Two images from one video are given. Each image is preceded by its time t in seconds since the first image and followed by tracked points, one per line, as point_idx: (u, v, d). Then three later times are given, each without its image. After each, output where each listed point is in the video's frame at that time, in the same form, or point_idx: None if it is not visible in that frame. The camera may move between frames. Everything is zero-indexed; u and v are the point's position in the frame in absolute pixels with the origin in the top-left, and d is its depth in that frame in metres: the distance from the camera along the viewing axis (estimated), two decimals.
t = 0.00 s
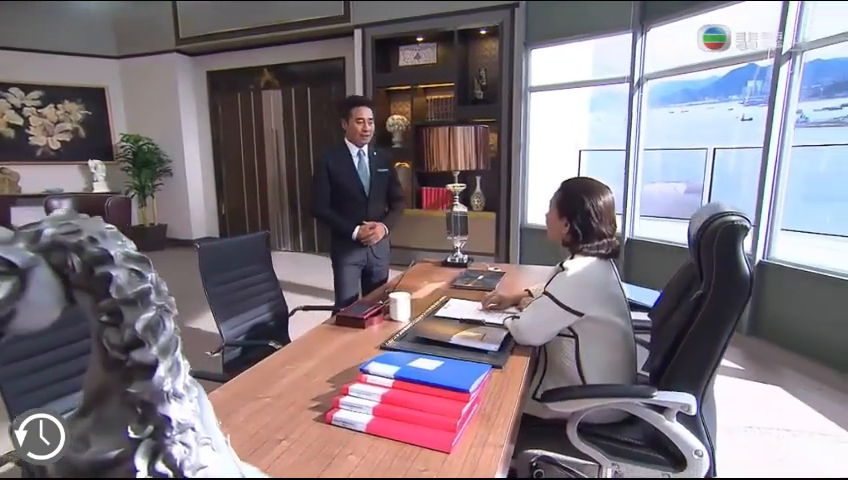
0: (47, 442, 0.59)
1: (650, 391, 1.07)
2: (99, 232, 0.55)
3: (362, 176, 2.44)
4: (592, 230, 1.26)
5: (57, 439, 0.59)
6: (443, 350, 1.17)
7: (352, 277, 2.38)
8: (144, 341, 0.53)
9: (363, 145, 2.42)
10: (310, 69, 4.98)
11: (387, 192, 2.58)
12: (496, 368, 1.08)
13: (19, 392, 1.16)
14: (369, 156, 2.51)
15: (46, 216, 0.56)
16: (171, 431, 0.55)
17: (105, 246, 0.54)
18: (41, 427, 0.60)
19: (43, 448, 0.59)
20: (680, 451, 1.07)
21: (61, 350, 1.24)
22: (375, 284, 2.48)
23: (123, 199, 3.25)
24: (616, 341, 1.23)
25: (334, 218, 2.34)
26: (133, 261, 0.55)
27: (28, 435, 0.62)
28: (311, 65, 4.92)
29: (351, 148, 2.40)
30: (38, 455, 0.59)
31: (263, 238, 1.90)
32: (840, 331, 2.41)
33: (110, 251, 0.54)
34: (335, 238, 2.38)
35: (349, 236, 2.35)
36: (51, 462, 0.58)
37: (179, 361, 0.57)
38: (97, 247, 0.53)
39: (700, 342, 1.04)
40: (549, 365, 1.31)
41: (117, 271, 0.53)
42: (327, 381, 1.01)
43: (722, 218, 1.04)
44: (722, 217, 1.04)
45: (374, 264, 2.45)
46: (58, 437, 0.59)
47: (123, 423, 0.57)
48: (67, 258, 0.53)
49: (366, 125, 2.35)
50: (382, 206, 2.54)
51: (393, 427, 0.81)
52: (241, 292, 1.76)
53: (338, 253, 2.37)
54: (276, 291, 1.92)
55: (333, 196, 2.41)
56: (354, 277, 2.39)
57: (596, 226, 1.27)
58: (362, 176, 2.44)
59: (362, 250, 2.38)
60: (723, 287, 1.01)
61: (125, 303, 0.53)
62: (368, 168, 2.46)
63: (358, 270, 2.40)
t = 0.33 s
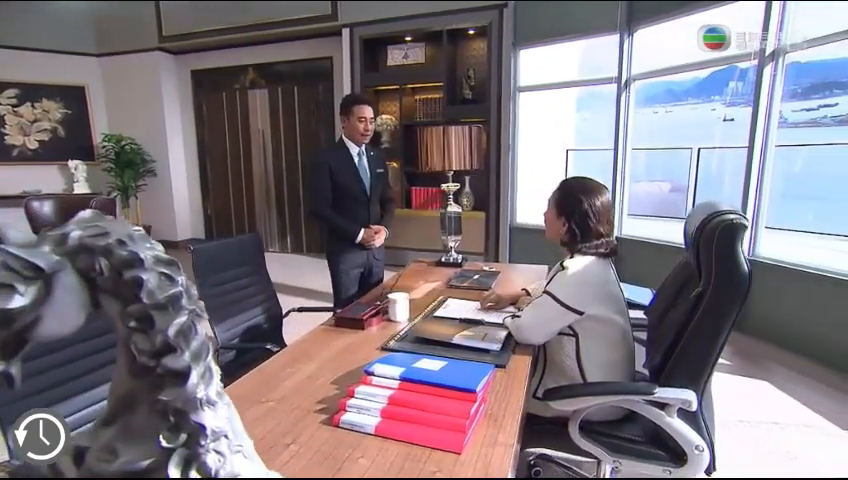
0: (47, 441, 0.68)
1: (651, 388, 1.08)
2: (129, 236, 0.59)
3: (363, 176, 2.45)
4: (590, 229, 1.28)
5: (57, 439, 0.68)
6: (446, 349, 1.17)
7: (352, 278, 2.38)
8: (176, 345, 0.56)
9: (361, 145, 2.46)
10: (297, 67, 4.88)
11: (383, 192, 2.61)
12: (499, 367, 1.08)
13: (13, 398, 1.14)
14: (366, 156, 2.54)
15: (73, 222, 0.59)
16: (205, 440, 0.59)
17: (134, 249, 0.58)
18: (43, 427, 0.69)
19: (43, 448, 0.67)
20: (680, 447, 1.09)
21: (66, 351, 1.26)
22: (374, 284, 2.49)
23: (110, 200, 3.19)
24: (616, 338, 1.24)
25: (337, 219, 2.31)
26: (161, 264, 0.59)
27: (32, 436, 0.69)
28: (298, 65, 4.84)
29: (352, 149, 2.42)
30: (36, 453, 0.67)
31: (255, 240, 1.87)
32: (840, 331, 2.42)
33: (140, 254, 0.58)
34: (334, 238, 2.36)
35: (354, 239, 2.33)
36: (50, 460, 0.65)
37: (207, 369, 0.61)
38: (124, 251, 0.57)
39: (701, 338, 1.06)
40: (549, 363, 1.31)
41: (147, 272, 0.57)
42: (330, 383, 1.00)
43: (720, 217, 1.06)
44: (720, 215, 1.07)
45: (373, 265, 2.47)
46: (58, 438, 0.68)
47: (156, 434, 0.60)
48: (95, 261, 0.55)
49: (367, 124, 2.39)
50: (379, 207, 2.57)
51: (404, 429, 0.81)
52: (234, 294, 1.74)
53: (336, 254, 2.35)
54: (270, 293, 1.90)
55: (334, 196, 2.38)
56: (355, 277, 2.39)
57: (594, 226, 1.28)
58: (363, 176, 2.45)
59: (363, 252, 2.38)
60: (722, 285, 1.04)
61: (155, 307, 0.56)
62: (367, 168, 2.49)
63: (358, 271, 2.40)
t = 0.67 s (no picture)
0: (48, 441, 0.68)
1: (653, 385, 1.09)
2: (164, 238, 0.57)
3: (357, 174, 2.42)
4: (590, 229, 1.28)
5: (57, 440, 0.68)
6: (449, 350, 1.17)
7: (347, 279, 2.37)
8: (213, 352, 0.54)
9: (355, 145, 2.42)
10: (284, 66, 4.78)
11: (378, 191, 2.58)
12: (503, 367, 1.08)
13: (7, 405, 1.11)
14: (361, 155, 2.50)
15: (104, 224, 0.57)
16: (242, 448, 0.58)
17: (167, 251, 0.55)
18: (42, 428, 0.69)
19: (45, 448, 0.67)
20: (682, 443, 1.10)
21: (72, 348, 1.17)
22: (369, 285, 2.48)
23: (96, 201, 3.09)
24: (616, 337, 1.25)
25: (333, 220, 2.29)
26: (195, 267, 0.56)
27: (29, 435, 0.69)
28: (285, 65, 4.73)
29: (348, 148, 2.38)
30: (40, 454, 0.68)
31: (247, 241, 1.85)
32: (840, 331, 2.35)
33: (175, 258, 0.55)
34: (330, 241, 2.33)
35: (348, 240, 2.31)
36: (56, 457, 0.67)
37: (244, 376, 0.58)
38: (158, 253, 0.55)
39: (700, 336, 1.08)
40: (549, 361, 1.31)
41: (181, 275, 0.54)
42: (334, 387, 0.99)
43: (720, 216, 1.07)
44: (720, 215, 1.08)
45: (368, 267, 2.45)
46: (58, 438, 0.69)
47: (190, 439, 0.57)
48: (127, 263, 0.53)
49: (361, 122, 2.32)
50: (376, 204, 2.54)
51: (412, 430, 0.81)
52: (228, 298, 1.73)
53: (331, 255, 2.34)
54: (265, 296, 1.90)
55: (328, 196, 2.35)
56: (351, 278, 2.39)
57: (593, 225, 1.28)
58: (357, 175, 2.42)
59: (358, 253, 2.37)
60: (723, 283, 1.05)
61: (191, 311, 0.53)
62: (362, 166, 2.45)
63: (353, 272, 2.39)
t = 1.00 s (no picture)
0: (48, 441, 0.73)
1: (656, 383, 1.10)
2: (200, 239, 0.59)
3: (355, 175, 2.42)
4: (591, 229, 1.29)
5: (57, 439, 0.74)
6: (454, 349, 1.17)
7: (344, 280, 2.36)
8: (252, 355, 0.57)
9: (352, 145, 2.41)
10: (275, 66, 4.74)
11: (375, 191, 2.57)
12: (509, 366, 1.09)
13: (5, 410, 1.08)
14: (357, 155, 2.49)
15: (140, 225, 0.59)
16: (282, 453, 0.61)
17: (205, 253, 0.57)
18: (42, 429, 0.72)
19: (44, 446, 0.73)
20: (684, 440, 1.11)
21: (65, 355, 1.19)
22: (366, 287, 2.46)
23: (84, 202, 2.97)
24: (618, 335, 1.26)
25: (328, 220, 2.28)
26: (232, 268, 0.59)
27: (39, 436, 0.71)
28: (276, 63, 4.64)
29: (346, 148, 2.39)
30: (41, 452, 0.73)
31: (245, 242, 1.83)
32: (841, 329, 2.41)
33: (213, 260, 0.57)
34: (326, 241, 2.32)
35: (345, 240, 2.31)
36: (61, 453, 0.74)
37: (281, 380, 0.62)
38: (195, 254, 0.57)
39: (701, 335, 1.09)
40: (551, 361, 1.32)
41: (219, 276, 0.57)
42: (341, 388, 0.98)
43: (722, 215, 1.09)
44: (721, 214, 1.09)
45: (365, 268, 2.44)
46: (58, 438, 0.74)
47: (228, 448, 0.60)
48: (163, 265, 0.55)
49: (357, 124, 2.32)
50: (373, 205, 2.54)
51: (423, 431, 0.80)
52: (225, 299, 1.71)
53: (328, 256, 2.33)
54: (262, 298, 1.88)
55: (324, 197, 2.35)
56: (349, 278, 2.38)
57: (595, 225, 1.29)
58: (355, 175, 2.42)
59: (356, 253, 2.36)
60: (725, 282, 1.06)
61: (229, 313, 0.55)
62: (359, 167, 2.44)
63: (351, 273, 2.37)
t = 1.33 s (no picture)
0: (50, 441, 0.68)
1: (659, 380, 1.11)
2: (246, 240, 0.54)
3: (351, 175, 2.40)
4: (593, 228, 1.30)
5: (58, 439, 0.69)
6: (460, 350, 1.17)
7: (343, 280, 2.32)
8: (301, 360, 0.51)
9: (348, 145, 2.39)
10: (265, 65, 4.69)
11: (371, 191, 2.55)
12: (514, 366, 1.09)
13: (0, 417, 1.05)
14: (353, 155, 2.47)
15: (185, 227, 0.55)
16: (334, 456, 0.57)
17: (253, 254, 0.52)
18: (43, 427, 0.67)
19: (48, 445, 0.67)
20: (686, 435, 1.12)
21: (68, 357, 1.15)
22: (363, 288, 2.44)
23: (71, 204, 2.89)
24: (620, 334, 1.27)
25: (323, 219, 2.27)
26: (280, 270, 0.53)
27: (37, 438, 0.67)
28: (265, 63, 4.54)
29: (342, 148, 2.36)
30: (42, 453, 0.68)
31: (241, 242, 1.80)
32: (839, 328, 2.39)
33: (262, 260, 0.52)
34: (323, 242, 2.30)
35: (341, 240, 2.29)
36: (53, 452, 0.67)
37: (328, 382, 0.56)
38: (243, 257, 0.51)
39: (703, 334, 1.11)
40: (553, 360, 1.33)
41: (269, 278, 0.51)
42: (349, 390, 0.97)
43: (722, 215, 1.10)
44: (721, 214, 1.11)
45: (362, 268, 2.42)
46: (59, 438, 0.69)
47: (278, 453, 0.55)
48: (210, 267, 0.50)
49: (353, 124, 2.30)
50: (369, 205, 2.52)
51: (435, 432, 0.80)
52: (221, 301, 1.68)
53: (324, 256, 2.31)
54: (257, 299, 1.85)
55: (320, 197, 2.33)
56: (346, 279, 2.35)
57: (597, 224, 1.30)
58: (351, 175, 2.40)
59: (353, 254, 2.34)
60: (726, 280, 1.08)
61: (279, 317, 0.50)
62: (356, 167, 2.42)
63: (349, 273, 2.35)
